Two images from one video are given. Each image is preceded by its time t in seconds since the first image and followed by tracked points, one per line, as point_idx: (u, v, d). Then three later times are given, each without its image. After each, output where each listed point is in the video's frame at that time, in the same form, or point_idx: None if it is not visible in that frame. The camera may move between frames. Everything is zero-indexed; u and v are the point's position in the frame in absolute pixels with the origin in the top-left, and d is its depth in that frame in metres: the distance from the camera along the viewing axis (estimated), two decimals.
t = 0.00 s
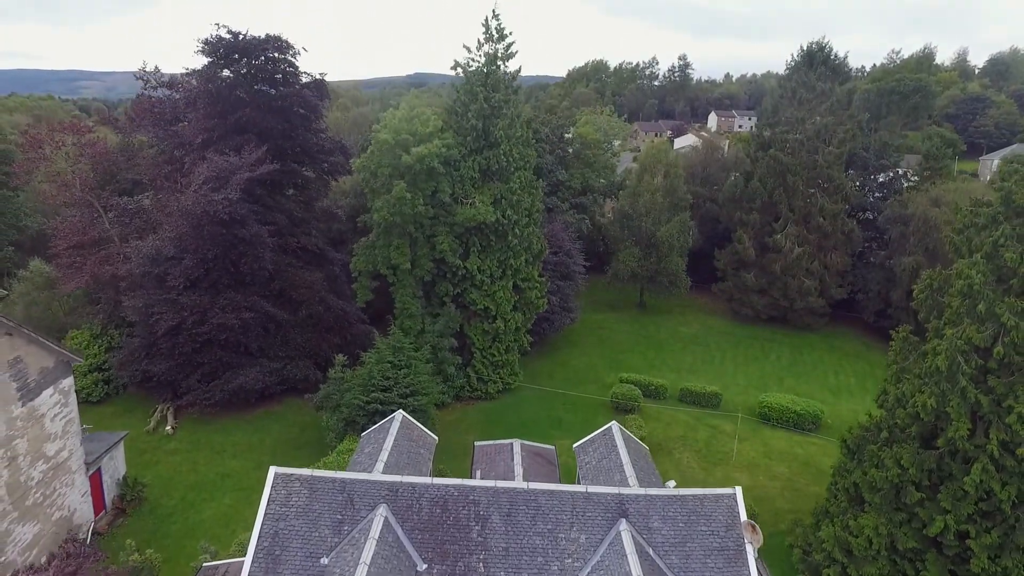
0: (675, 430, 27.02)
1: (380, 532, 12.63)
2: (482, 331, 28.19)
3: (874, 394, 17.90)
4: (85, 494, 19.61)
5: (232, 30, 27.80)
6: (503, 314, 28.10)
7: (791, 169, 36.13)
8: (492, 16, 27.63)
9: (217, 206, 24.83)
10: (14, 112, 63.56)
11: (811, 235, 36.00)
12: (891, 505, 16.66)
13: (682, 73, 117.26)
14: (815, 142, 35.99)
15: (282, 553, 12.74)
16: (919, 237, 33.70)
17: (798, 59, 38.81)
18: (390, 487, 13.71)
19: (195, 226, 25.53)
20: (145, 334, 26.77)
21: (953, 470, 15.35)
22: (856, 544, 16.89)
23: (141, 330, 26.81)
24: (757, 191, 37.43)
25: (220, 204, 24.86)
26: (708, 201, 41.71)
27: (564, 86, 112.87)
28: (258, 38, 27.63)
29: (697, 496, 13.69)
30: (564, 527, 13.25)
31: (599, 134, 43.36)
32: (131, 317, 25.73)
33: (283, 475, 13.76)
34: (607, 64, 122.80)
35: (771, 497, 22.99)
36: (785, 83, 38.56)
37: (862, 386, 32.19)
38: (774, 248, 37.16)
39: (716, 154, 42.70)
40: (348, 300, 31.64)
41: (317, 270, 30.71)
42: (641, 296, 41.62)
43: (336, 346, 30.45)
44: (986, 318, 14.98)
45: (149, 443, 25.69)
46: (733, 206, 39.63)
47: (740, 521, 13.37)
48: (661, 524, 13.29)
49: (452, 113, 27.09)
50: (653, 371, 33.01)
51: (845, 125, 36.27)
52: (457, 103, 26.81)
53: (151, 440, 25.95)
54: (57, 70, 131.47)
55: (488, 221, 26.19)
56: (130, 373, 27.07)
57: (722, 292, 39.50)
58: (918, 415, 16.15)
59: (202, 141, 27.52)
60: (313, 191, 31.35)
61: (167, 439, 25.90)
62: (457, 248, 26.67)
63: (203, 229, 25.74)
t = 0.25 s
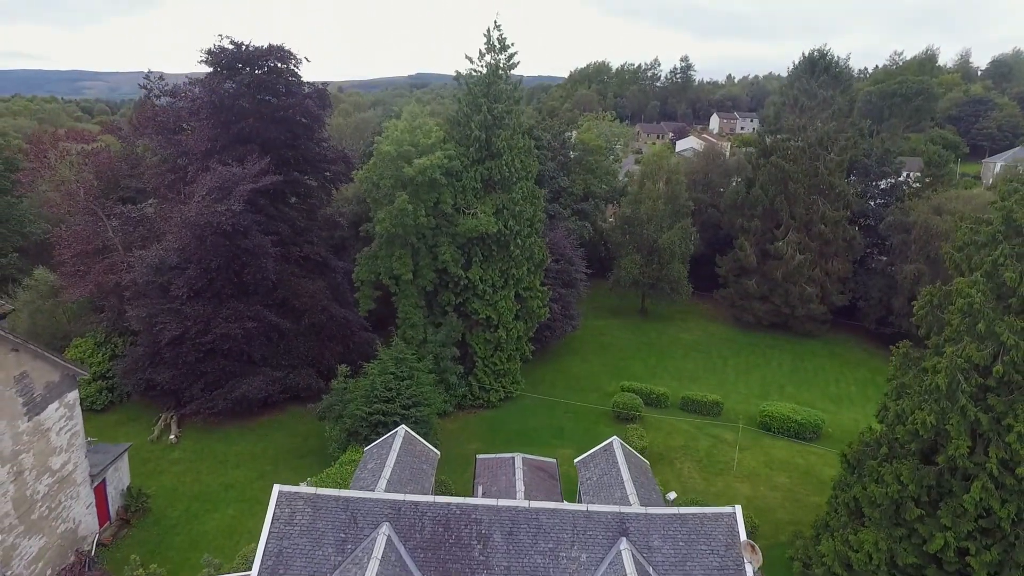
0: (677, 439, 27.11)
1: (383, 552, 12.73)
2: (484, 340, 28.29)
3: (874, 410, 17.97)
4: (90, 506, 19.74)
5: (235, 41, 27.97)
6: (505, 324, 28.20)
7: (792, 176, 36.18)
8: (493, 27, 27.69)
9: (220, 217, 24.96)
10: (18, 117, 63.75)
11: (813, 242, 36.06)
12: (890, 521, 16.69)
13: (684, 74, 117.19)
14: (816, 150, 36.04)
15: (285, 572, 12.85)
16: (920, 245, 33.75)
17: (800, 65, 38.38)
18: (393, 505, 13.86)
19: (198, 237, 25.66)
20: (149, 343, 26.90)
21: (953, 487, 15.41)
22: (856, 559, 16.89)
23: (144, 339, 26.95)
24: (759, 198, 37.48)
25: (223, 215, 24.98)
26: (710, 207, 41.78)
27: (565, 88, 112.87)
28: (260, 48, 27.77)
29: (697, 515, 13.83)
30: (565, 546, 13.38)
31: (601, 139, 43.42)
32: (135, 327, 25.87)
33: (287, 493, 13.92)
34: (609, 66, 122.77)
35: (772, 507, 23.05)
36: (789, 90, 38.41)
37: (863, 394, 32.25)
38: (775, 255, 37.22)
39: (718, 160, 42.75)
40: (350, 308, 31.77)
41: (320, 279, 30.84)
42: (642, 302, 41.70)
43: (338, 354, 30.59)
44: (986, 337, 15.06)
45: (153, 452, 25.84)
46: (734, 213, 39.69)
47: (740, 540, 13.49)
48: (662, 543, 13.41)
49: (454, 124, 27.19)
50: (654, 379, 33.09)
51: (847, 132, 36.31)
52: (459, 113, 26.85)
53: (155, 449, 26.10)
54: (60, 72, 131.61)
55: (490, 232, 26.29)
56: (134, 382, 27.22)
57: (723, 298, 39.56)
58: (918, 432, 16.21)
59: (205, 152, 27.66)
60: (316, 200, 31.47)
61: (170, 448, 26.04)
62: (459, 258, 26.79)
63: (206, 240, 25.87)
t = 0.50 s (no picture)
0: (679, 449, 27.19)
1: (386, 570, 12.85)
2: (486, 349, 28.40)
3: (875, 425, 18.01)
4: (96, 517, 19.91)
5: (239, 51, 28.15)
6: (508, 333, 28.30)
7: (795, 184, 36.20)
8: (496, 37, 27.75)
9: (225, 227, 25.11)
10: (23, 122, 64.05)
11: (815, 249, 36.06)
12: (891, 536, 16.68)
13: (687, 75, 117.04)
14: (819, 157, 36.05)
15: None
16: (923, 253, 33.75)
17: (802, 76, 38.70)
18: (396, 523, 14.01)
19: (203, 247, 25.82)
20: (153, 352, 27.06)
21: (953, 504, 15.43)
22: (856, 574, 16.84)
23: (149, 348, 27.13)
24: (761, 205, 37.51)
25: (227, 226, 25.13)
26: (713, 214, 41.82)
27: (568, 89, 112.86)
28: (264, 59, 27.94)
29: (698, 533, 13.96)
30: (567, 564, 13.49)
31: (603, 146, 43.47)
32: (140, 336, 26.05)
33: (292, 510, 14.09)
34: (612, 67, 122.71)
35: (773, 518, 23.10)
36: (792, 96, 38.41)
37: (865, 402, 32.27)
38: (778, 262, 37.25)
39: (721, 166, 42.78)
40: (354, 316, 31.92)
41: (323, 287, 30.98)
42: (645, 308, 41.76)
43: (341, 362, 30.73)
44: (986, 355, 15.12)
45: (158, 460, 26.03)
46: (737, 219, 39.72)
47: (740, 558, 13.60)
48: (663, 562, 13.51)
49: (457, 134, 27.31)
50: (657, 386, 33.16)
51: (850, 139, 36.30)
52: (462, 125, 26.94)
53: (160, 458, 26.29)
54: (65, 73, 132.10)
55: (493, 241, 26.40)
56: (140, 390, 27.43)
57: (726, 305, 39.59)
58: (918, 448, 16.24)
59: (210, 162, 27.82)
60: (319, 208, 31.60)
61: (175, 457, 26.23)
62: (462, 268, 26.92)
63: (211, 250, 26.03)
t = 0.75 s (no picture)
0: (681, 457, 27.31)
1: None
2: (489, 358, 28.52)
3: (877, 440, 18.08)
4: (102, 528, 20.08)
5: (243, 61, 28.31)
6: (510, 341, 28.41)
7: (798, 191, 36.25)
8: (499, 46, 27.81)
9: (229, 238, 25.25)
10: (27, 126, 64.27)
11: (817, 256, 36.14)
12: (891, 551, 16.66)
13: (690, 76, 116.92)
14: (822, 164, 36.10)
15: None
16: (925, 260, 33.79)
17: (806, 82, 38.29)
18: (400, 539, 14.17)
19: (208, 258, 25.95)
20: (158, 360, 27.22)
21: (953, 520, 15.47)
22: None
23: (154, 356, 27.29)
24: (764, 212, 37.57)
25: (231, 237, 25.28)
26: (715, 220, 41.91)
27: (571, 91, 112.87)
28: (268, 69, 28.09)
29: (699, 550, 14.10)
30: None
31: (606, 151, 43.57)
32: (145, 345, 26.21)
33: (297, 526, 14.25)
34: (615, 68, 122.74)
35: (774, 528, 23.16)
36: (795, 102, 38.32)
37: (868, 409, 32.31)
38: (780, 269, 37.31)
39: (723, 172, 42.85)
40: (357, 323, 32.11)
41: (327, 295, 31.18)
42: (647, 313, 41.86)
43: (345, 370, 30.93)
44: (987, 373, 15.22)
45: (163, 468, 26.22)
46: (739, 226, 39.79)
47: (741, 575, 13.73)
48: None
49: (460, 144, 27.43)
50: (659, 393, 33.25)
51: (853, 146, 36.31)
52: (465, 135, 27.00)
53: (165, 465, 26.48)
54: (69, 74, 132.56)
55: (495, 252, 26.51)
56: (144, 398, 27.59)
57: (728, 311, 39.67)
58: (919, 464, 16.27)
59: (214, 172, 27.97)
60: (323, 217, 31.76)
61: (179, 466, 26.39)
62: (465, 277, 27.07)
63: (214, 259, 26.14)
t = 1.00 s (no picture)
0: (683, 466, 27.42)
1: None
2: (492, 366, 28.65)
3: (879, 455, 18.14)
4: (109, 537, 20.31)
5: (248, 72, 28.48)
6: (514, 350, 28.51)
7: (801, 198, 36.29)
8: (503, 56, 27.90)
9: (234, 248, 25.43)
10: (35, 130, 64.68)
11: (821, 263, 36.17)
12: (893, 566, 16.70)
13: (694, 78, 116.78)
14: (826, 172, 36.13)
15: None
16: (929, 267, 33.78)
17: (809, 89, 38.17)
18: (404, 554, 14.35)
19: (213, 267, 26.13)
20: (164, 368, 27.43)
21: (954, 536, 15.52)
22: None
23: (160, 364, 27.49)
24: (767, 219, 37.62)
25: (237, 247, 25.48)
26: (718, 226, 41.98)
27: (575, 93, 112.88)
28: (273, 79, 28.26)
29: (699, 566, 14.28)
30: None
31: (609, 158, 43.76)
32: (151, 353, 26.43)
33: (302, 541, 14.45)
34: (619, 70, 122.70)
35: (776, 538, 23.21)
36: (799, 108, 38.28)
37: (871, 417, 32.32)
38: (784, 276, 37.35)
39: (727, 178, 42.90)
40: (362, 330, 32.30)
41: (332, 302, 31.39)
42: (650, 319, 41.95)
43: (349, 377, 31.13)
44: (988, 390, 15.28)
45: (169, 475, 26.46)
46: (743, 232, 39.83)
47: None
48: None
49: (464, 154, 27.56)
50: (662, 400, 33.33)
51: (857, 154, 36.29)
52: (469, 144, 27.14)
53: (171, 472, 26.70)
54: (75, 75, 133.20)
55: (499, 261, 26.62)
56: (150, 405, 27.80)
57: (732, 317, 39.72)
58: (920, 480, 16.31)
59: (220, 182, 28.17)
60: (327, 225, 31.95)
61: (185, 473, 26.61)
62: (469, 286, 27.22)
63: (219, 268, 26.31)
